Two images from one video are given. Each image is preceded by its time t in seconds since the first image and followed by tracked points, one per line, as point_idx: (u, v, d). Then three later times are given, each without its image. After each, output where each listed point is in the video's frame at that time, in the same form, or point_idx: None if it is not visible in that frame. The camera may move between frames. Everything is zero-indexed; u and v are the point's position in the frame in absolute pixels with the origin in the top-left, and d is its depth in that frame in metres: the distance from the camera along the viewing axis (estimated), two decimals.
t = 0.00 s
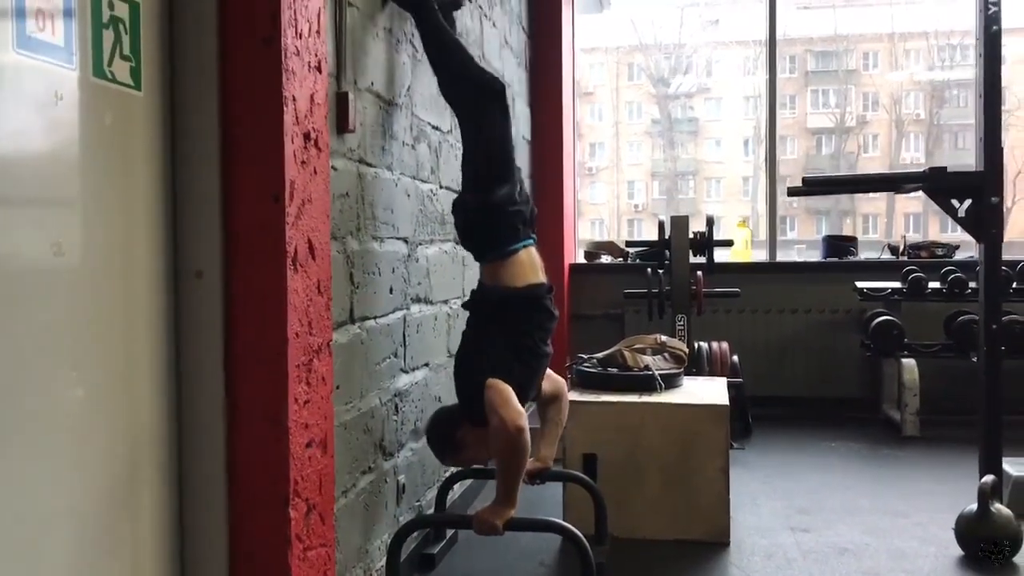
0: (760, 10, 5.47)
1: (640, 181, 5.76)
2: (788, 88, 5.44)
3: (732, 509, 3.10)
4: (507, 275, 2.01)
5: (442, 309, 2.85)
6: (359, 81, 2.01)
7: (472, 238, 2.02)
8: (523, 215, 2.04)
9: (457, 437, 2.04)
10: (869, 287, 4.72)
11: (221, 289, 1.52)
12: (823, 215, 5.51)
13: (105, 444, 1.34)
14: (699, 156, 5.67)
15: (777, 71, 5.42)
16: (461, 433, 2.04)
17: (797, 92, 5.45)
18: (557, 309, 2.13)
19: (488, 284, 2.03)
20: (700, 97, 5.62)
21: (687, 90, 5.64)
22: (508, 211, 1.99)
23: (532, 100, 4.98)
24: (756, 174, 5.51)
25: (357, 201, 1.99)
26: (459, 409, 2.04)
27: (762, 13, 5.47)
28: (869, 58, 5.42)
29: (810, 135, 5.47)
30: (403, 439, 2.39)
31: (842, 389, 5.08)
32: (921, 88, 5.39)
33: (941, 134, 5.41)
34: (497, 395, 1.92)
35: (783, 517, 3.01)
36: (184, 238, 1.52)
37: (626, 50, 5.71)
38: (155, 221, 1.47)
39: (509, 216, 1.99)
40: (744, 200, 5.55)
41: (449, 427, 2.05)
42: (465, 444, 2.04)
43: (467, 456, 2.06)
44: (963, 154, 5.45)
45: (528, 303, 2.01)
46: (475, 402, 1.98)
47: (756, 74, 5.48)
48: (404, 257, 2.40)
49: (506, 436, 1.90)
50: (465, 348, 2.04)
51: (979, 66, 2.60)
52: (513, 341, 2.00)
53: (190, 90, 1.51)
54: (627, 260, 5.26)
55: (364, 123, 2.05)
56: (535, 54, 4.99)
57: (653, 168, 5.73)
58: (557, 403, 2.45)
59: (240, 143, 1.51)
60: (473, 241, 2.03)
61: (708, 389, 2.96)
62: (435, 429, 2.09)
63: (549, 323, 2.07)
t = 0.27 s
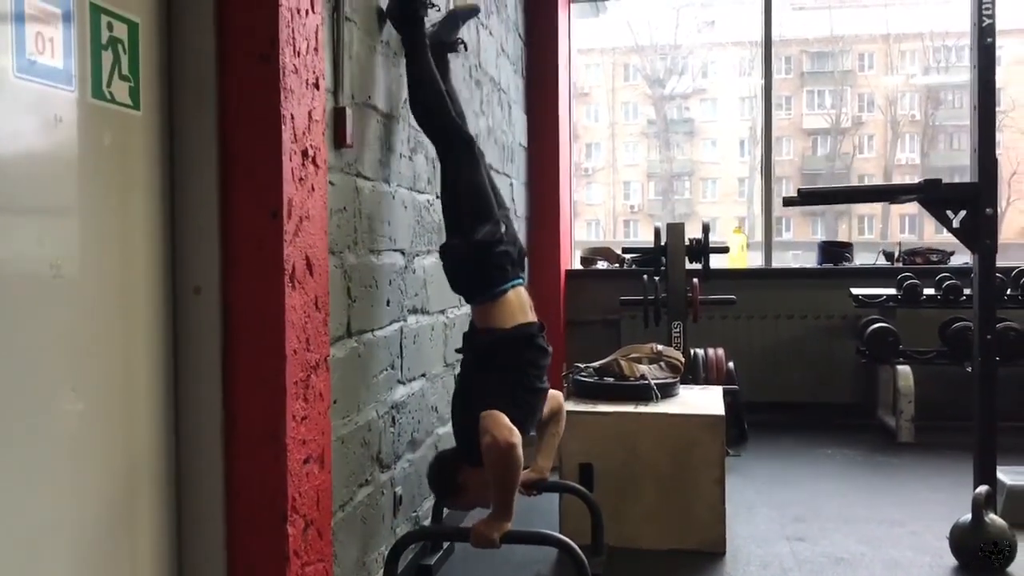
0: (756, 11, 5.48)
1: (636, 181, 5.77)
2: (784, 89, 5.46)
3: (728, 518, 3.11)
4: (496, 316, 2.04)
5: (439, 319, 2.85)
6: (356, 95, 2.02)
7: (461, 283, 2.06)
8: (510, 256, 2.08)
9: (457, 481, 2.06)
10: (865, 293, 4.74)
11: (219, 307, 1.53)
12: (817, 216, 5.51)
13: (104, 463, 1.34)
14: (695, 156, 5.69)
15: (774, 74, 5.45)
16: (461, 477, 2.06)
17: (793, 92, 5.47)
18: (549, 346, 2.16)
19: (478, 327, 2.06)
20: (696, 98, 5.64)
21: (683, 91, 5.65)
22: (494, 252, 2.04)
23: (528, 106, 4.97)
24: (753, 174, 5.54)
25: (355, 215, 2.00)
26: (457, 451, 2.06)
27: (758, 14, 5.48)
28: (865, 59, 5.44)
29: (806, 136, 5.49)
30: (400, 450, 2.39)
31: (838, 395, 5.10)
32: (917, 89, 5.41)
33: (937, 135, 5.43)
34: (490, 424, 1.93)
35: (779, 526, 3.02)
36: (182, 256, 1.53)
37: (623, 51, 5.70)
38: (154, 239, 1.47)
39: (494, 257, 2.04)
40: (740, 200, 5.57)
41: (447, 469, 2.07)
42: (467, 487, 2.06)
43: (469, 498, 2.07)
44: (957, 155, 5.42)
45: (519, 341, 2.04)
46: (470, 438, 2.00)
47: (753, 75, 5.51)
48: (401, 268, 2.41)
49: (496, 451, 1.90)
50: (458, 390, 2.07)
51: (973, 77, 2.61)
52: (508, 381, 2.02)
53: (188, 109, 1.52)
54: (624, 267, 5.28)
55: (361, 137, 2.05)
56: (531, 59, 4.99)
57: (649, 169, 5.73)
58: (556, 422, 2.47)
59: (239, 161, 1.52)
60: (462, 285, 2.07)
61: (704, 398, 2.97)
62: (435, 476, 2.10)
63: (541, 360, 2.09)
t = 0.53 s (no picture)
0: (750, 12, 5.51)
1: (631, 182, 5.79)
2: (779, 90, 5.48)
3: (723, 520, 3.13)
4: (493, 336, 2.07)
5: (436, 323, 2.86)
6: (354, 101, 2.03)
7: (455, 303, 2.09)
8: (501, 274, 2.11)
9: (459, 500, 2.08)
10: (859, 296, 4.76)
11: (219, 313, 1.54)
12: (812, 218, 5.52)
13: (105, 469, 1.35)
14: (690, 157, 5.71)
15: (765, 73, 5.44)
16: (462, 495, 2.08)
17: (787, 93, 5.48)
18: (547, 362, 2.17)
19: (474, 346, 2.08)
20: (690, 99, 5.67)
21: (678, 91, 5.68)
22: (484, 271, 2.06)
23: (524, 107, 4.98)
24: (747, 175, 5.54)
25: (353, 221, 2.01)
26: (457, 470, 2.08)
27: (753, 15, 5.50)
28: (859, 60, 5.47)
29: (800, 137, 5.51)
30: (398, 454, 2.40)
31: (832, 397, 5.12)
32: (911, 90, 5.43)
33: (930, 135, 5.45)
34: (485, 433, 1.93)
35: (774, 528, 3.03)
36: (182, 262, 1.54)
37: (617, 52, 5.72)
38: (155, 246, 1.48)
39: (482, 277, 2.06)
40: (734, 201, 5.59)
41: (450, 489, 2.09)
42: (468, 505, 2.08)
43: (471, 516, 2.09)
44: (951, 155, 5.46)
45: (511, 360, 2.06)
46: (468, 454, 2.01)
47: (747, 76, 5.53)
48: (399, 273, 2.41)
49: (490, 453, 1.90)
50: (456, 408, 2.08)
51: (967, 83, 2.63)
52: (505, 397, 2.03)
53: (188, 117, 1.53)
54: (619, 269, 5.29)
55: (360, 142, 2.06)
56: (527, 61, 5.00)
57: (644, 170, 5.76)
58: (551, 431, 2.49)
59: (239, 168, 1.53)
60: (458, 306, 2.10)
61: (700, 402, 2.99)
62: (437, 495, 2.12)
63: (538, 377, 2.11)
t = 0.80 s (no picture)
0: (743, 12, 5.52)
1: (625, 182, 5.81)
2: (773, 91, 5.50)
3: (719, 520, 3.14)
4: (493, 333, 2.07)
5: (433, 323, 2.86)
6: (352, 102, 2.04)
7: (457, 297, 2.09)
8: (506, 271, 2.11)
9: (452, 497, 2.07)
10: (853, 296, 4.78)
11: (218, 314, 1.54)
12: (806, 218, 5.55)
13: (105, 469, 1.35)
14: (683, 156, 5.72)
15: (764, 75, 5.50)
16: (456, 492, 2.07)
17: (781, 93, 5.52)
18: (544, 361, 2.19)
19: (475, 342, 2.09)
20: (685, 99, 5.67)
21: (672, 91, 5.68)
22: (489, 268, 2.06)
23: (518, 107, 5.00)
24: (741, 175, 5.58)
25: (351, 221, 2.01)
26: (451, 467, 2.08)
27: (746, 15, 5.52)
28: (853, 60, 5.49)
29: (793, 137, 5.53)
30: (395, 454, 2.41)
31: (826, 397, 5.14)
32: (904, 90, 5.46)
33: (923, 136, 5.48)
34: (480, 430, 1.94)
35: (770, 528, 3.05)
36: (182, 263, 1.54)
37: (611, 52, 5.73)
38: (154, 247, 1.48)
39: (488, 273, 2.06)
40: (728, 201, 5.61)
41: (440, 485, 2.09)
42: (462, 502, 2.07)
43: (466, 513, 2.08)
44: (944, 155, 5.49)
45: (512, 359, 2.07)
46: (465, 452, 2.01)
47: (741, 76, 5.55)
48: (396, 273, 2.42)
49: (488, 453, 1.91)
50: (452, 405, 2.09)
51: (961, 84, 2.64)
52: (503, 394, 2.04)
53: (188, 118, 1.53)
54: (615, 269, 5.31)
55: (357, 142, 2.07)
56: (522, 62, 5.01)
57: (638, 170, 5.76)
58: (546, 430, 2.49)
59: (238, 169, 1.53)
60: (460, 301, 2.10)
61: (695, 402, 3.00)
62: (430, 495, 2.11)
63: (536, 377, 2.12)
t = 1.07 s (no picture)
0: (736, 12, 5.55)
1: (618, 181, 5.82)
2: (766, 91, 5.52)
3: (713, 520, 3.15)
4: (502, 306, 2.03)
5: (429, 324, 2.87)
6: (349, 105, 2.04)
7: (469, 263, 2.02)
8: (523, 244, 2.04)
9: (427, 457, 2.10)
10: (847, 296, 4.80)
11: (217, 317, 1.54)
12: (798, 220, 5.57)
13: (105, 472, 1.36)
14: (677, 156, 5.74)
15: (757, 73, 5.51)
16: (431, 452, 2.10)
17: (774, 93, 5.53)
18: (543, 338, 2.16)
19: (483, 312, 2.03)
20: (677, 98, 5.69)
21: (665, 91, 5.71)
22: (508, 241, 1.98)
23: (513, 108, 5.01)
24: (734, 175, 5.59)
25: (348, 223, 2.02)
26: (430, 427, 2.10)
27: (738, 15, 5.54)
28: (845, 60, 5.51)
29: (786, 137, 5.55)
30: (392, 455, 2.41)
31: (820, 397, 5.16)
32: (896, 90, 5.48)
33: (915, 136, 5.50)
34: (475, 413, 1.94)
35: (764, 528, 3.06)
36: (181, 266, 1.55)
37: (604, 51, 5.74)
38: (154, 251, 1.49)
39: (506, 247, 1.98)
40: (721, 201, 5.63)
41: (419, 448, 2.10)
42: (438, 462, 2.10)
43: (440, 474, 2.12)
44: (936, 155, 5.51)
45: (516, 337, 2.03)
46: (450, 424, 2.02)
47: (734, 75, 5.57)
48: (392, 275, 2.43)
49: (489, 450, 1.91)
50: (446, 369, 2.07)
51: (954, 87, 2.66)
52: (495, 371, 2.03)
53: (187, 121, 1.54)
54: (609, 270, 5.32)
55: (354, 145, 2.08)
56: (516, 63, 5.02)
57: (631, 169, 5.79)
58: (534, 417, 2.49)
59: (237, 173, 1.54)
60: (472, 266, 2.03)
61: (690, 402, 3.01)
62: (407, 453, 2.13)
63: (534, 355, 2.10)
